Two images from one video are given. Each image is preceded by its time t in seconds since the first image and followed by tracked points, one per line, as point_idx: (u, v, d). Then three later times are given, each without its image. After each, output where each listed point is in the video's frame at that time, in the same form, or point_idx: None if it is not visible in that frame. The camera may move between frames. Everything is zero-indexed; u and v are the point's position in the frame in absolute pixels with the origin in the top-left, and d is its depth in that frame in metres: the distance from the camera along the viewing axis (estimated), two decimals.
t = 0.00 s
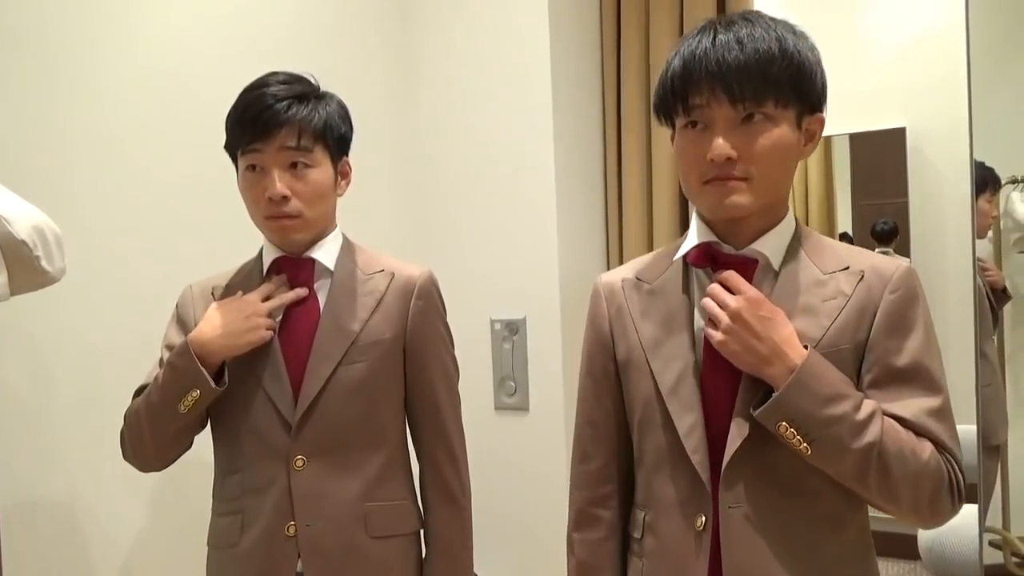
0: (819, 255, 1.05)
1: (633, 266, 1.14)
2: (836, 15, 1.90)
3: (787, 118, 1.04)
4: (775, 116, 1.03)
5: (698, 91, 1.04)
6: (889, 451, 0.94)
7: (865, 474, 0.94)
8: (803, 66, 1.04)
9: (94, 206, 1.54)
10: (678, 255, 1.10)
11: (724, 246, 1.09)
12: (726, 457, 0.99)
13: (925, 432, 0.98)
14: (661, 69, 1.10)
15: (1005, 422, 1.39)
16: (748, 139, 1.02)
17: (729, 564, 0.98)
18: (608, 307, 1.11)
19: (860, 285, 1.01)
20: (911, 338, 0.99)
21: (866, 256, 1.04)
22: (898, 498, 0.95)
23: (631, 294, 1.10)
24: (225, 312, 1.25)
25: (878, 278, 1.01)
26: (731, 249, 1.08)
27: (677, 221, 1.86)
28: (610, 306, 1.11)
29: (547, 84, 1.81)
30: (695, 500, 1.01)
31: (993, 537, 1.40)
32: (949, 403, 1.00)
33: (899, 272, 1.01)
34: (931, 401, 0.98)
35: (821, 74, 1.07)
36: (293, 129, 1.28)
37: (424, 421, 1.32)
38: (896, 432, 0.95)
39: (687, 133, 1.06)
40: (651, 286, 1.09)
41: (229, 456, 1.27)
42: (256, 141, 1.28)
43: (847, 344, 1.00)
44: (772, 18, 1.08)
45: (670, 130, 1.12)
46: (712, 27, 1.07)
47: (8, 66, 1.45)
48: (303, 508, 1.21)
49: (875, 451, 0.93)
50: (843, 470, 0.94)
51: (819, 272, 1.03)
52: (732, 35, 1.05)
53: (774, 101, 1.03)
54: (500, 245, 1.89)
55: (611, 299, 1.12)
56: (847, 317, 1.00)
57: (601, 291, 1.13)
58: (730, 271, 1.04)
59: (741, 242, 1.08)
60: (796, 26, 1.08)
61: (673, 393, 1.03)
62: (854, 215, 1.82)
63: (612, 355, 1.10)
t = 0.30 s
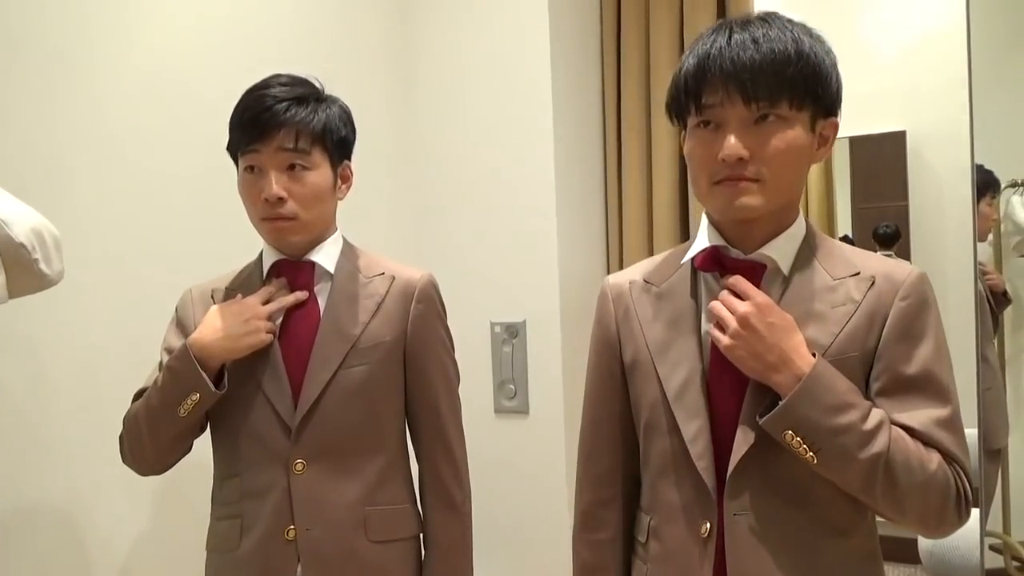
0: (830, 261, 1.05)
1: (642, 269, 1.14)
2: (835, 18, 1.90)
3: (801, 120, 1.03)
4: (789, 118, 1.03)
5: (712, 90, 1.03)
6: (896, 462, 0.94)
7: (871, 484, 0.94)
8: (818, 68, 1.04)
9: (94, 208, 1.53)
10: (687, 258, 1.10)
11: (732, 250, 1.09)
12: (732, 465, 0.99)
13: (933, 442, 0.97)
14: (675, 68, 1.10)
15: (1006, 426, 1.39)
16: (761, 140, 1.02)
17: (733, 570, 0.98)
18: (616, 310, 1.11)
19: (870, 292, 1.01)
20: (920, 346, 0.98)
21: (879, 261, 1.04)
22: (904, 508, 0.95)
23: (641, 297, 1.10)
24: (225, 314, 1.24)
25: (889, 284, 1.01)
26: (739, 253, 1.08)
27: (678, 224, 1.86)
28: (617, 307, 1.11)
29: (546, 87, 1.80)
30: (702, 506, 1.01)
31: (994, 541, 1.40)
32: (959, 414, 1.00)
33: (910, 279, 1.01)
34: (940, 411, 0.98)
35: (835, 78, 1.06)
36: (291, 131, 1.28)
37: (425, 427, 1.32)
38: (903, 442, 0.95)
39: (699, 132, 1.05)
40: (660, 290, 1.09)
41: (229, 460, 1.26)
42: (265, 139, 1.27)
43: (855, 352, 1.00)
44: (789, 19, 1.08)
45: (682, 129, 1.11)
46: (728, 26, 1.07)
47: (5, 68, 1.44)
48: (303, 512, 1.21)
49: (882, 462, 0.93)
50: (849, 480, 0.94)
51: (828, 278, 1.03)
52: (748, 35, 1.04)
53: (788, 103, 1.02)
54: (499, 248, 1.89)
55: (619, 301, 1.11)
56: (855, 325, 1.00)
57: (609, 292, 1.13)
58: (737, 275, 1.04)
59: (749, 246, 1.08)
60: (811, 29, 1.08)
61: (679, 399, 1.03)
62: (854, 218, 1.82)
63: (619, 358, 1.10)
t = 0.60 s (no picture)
0: (834, 265, 1.04)
1: (643, 271, 1.13)
2: (835, 21, 1.90)
3: (810, 126, 1.03)
4: (798, 123, 1.03)
5: (722, 94, 1.03)
6: (902, 467, 0.93)
7: (877, 489, 0.93)
8: (828, 75, 1.04)
9: (92, 212, 1.53)
10: (689, 262, 1.10)
11: (737, 253, 1.08)
12: (738, 470, 0.98)
13: (936, 447, 0.97)
14: (682, 70, 1.09)
15: (1005, 429, 1.38)
16: (770, 146, 1.02)
17: None
18: (616, 314, 1.10)
19: (873, 296, 1.01)
20: (923, 351, 0.98)
21: (881, 266, 1.04)
22: (909, 513, 0.95)
23: (642, 300, 1.10)
24: (224, 318, 1.24)
25: (892, 289, 1.01)
26: (744, 257, 1.08)
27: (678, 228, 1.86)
28: (617, 311, 1.11)
29: (545, 91, 1.80)
30: (707, 513, 1.01)
31: (993, 545, 1.40)
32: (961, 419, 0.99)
33: (912, 284, 1.01)
34: (944, 416, 0.98)
35: (843, 84, 1.06)
36: (288, 134, 1.27)
37: (424, 432, 1.31)
38: (909, 447, 0.95)
39: (707, 136, 1.05)
40: (662, 294, 1.09)
41: (227, 465, 1.25)
42: (270, 142, 1.27)
43: (859, 357, 0.99)
44: (798, 23, 1.07)
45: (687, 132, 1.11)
46: (736, 28, 1.07)
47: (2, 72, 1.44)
48: (302, 517, 1.20)
49: (888, 466, 0.93)
50: (855, 484, 0.93)
51: (831, 283, 1.03)
52: (758, 38, 1.04)
53: (798, 109, 1.02)
54: (499, 252, 1.88)
55: (619, 305, 1.11)
56: (859, 330, 0.99)
57: (608, 294, 1.12)
58: (744, 278, 1.03)
59: (753, 250, 1.08)
60: (819, 34, 1.07)
61: (683, 404, 1.02)
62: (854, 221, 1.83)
63: (619, 362, 1.10)
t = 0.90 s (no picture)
0: (834, 269, 1.04)
1: (642, 275, 1.13)
2: (835, 24, 1.90)
3: (811, 128, 1.03)
4: (800, 124, 1.02)
5: (725, 94, 1.02)
6: (904, 471, 0.93)
7: (879, 493, 0.93)
8: (829, 76, 1.04)
9: (91, 214, 1.52)
10: (690, 264, 1.09)
11: (737, 255, 1.08)
12: (739, 474, 0.98)
13: (937, 451, 0.96)
14: (684, 70, 1.09)
15: (1006, 433, 1.38)
16: (773, 147, 1.01)
17: None
18: (615, 317, 1.10)
19: (874, 300, 1.00)
20: (924, 355, 0.98)
21: (882, 271, 1.04)
22: (910, 517, 0.94)
23: (642, 303, 1.09)
24: (225, 320, 1.23)
25: (892, 292, 1.01)
26: (744, 259, 1.07)
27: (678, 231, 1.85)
28: (616, 314, 1.10)
29: (545, 94, 1.80)
30: (708, 517, 1.00)
31: (994, 549, 1.39)
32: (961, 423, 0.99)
33: (913, 288, 1.01)
34: (945, 420, 0.97)
35: (845, 87, 1.06)
36: (290, 133, 1.27)
37: (424, 436, 1.30)
38: (911, 451, 0.94)
39: (708, 137, 1.05)
40: (661, 297, 1.08)
41: (226, 467, 1.25)
42: (271, 143, 1.27)
43: (860, 360, 0.99)
44: (801, 27, 1.07)
45: (688, 133, 1.11)
46: (740, 30, 1.07)
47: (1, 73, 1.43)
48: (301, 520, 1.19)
49: (891, 470, 0.92)
50: (856, 488, 0.93)
51: (831, 286, 1.03)
52: (761, 40, 1.04)
53: (801, 111, 1.02)
54: (499, 255, 1.88)
55: (617, 308, 1.10)
56: (860, 334, 0.99)
57: (607, 297, 1.12)
58: (747, 280, 1.03)
59: (753, 253, 1.07)
60: (822, 37, 1.08)
61: (683, 407, 1.02)
62: (855, 225, 1.82)
63: (618, 365, 1.09)
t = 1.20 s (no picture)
0: (834, 267, 1.03)
1: (640, 274, 1.12)
2: (835, 22, 1.89)
3: (811, 124, 1.02)
4: (798, 122, 1.02)
5: (722, 91, 1.02)
6: (905, 470, 0.92)
7: (881, 493, 0.92)
8: (829, 73, 1.03)
9: (90, 215, 1.52)
10: (688, 263, 1.09)
11: (736, 255, 1.07)
12: (738, 474, 0.97)
13: (939, 451, 0.96)
14: (682, 68, 1.09)
15: (1009, 433, 1.37)
16: (771, 145, 1.01)
17: None
18: (614, 317, 1.09)
19: (874, 299, 0.99)
20: (925, 354, 0.97)
21: (882, 269, 1.03)
22: (912, 518, 0.93)
23: (640, 302, 1.09)
24: (227, 319, 1.23)
25: (893, 291, 1.00)
26: (743, 258, 1.07)
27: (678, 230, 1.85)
28: (615, 314, 1.10)
29: (546, 94, 1.79)
30: (707, 517, 0.99)
31: (998, 549, 1.39)
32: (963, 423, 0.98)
33: (913, 287, 1.00)
34: (946, 420, 0.97)
35: (845, 85, 1.06)
36: (291, 133, 1.27)
37: (424, 436, 1.30)
38: (912, 451, 0.93)
39: (705, 135, 1.04)
40: (659, 297, 1.08)
41: (226, 468, 1.24)
42: (269, 142, 1.26)
43: (861, 360, 0.98)
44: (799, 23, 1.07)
45: (687, 132, 1.10)
46: (736, 27, 1.06)
47: None
48: (302, 521, 1.19)
49: (892, 470, 0.92)
50: (857, 488, 0.92)
51: (831, 285, 1.02)
52: (759, 37, 1.03)
53: (799, 108, 1.01)
54: (500, 255, 1.87)
55: (616, 308, 1.10)
56: (861, 333, 0.98)
57: (605, 297, 1.11)
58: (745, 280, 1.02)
59: (752, 252, 1.07)
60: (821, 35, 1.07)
61: (682, 407, 1.01)
62: (857, 224, 1.81)
63: (617, 365, 1.09)
